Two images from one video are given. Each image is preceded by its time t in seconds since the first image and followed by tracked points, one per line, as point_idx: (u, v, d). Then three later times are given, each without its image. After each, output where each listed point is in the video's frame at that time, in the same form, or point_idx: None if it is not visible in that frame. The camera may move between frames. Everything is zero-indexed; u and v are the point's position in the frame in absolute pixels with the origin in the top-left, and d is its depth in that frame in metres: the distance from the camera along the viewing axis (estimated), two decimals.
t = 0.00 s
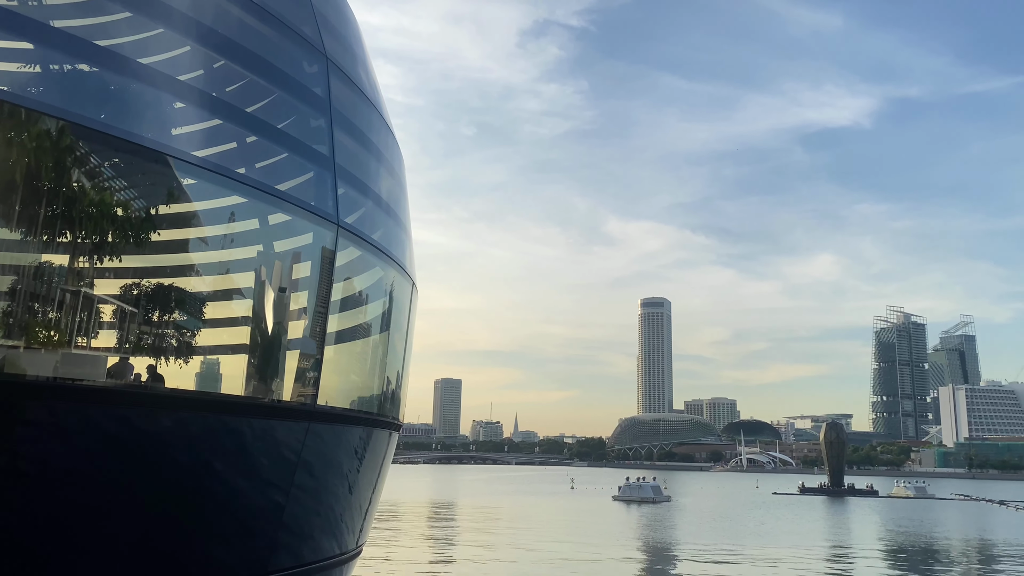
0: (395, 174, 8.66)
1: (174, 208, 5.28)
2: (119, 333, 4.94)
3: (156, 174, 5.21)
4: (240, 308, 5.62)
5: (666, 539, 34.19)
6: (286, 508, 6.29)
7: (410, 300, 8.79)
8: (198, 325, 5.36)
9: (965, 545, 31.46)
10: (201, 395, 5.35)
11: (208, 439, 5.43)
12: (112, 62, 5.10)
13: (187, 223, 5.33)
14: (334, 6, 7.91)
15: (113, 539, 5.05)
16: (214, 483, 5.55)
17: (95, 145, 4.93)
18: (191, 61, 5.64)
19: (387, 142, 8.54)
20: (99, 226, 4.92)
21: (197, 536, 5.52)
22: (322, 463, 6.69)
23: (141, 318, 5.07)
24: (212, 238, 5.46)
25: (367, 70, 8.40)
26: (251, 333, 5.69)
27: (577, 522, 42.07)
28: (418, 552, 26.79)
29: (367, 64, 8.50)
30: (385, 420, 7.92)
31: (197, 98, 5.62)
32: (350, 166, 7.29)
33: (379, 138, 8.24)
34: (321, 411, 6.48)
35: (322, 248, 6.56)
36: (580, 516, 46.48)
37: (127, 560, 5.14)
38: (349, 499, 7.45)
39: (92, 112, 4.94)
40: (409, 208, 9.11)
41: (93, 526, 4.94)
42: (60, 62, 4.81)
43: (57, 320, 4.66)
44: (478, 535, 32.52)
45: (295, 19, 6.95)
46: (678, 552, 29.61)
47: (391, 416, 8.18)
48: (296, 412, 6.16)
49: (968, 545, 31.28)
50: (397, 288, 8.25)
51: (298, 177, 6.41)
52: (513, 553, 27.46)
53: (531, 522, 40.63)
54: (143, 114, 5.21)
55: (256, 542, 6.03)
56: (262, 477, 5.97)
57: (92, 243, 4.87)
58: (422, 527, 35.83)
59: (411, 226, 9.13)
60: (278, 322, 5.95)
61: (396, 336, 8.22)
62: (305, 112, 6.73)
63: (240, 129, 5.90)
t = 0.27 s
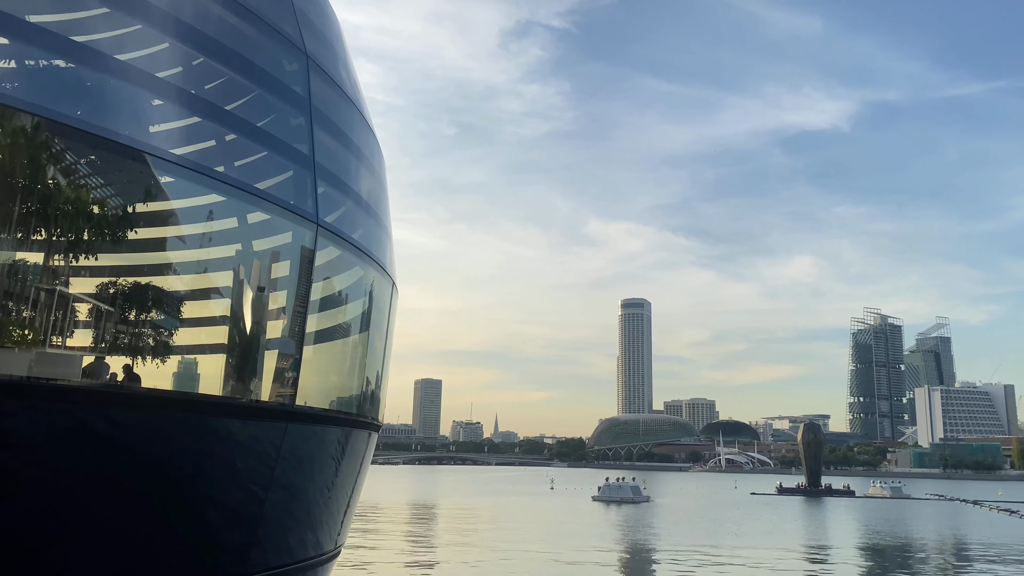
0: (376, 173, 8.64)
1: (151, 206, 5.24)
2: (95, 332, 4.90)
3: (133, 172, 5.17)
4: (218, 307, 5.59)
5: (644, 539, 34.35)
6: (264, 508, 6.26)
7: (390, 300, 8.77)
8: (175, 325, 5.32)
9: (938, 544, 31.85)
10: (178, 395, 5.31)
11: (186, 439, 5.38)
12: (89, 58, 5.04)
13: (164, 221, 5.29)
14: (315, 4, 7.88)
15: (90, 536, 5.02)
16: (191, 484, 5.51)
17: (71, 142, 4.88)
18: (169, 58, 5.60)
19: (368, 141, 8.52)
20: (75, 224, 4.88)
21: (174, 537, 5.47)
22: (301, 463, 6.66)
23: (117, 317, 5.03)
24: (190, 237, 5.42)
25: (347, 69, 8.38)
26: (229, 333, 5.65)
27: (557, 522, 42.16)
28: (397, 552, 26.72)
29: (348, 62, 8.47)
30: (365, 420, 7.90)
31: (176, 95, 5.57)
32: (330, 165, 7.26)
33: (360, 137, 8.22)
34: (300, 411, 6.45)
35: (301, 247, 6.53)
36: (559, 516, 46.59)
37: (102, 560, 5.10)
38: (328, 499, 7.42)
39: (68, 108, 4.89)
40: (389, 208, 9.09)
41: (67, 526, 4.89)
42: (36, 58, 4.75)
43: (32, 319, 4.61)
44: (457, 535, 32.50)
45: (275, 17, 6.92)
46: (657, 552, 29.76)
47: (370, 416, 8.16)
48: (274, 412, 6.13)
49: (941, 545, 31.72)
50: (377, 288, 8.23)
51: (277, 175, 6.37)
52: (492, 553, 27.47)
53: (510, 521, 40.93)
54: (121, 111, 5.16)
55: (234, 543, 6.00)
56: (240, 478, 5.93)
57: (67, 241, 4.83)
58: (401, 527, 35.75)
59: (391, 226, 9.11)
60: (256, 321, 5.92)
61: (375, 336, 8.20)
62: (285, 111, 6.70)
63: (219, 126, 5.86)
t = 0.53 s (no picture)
0: (360, 173, 8.62)
1: (132, 204, 5.19)
2: (75, 332, 4.86)
3: (114, 169, 5.12)
4: (200, 307, 5.54)
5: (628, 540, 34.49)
6: (246, 509, 6.22)
7: (374, 300, 8.75)
8: (157, 324, 5.27)
9: (918, 544, 32.17)
10: (159, 395, 5.26)
11: (166, 439, 5.34)
12: (70, 55, 4.99)
13: (146, 219, 5.24)
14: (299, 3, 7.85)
15: (70, 533, 4.99)
16: (172, 484, 5.46)
17: (51, 139, 4.83)
18: (151, 55, 5.56)
19: (352, 140, 8.50)
20: (54, 222, 4.83)
21: (155, 538, 5.43)
22: (283, 464, 6.63)
23: (98, 316, 4.99)
24: (172, 235, 5.38)
25: (332, 68, 8.35)
26: (211, 332, 5.60)
27: (540, 522, 42.25)
28: (380, 553, 26.65)
29: (332, 61, 8.45)
30: (348, 421, 7.87)
31: (158, 92, 5.53)
32: (314, 164, 7.23)
33: (344, 136, 8.20)
34: (282, 411, 6.42)
35: (284, 247, 6.51)
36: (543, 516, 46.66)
37: (80, 561, 5.07)
38: (311, 500, 7.39)
39: (48, 105, 4.83)
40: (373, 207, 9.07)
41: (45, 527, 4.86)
42: (16, 54, 4.70)
43: (11, 318, 4.55)
44: (440, 536, 32.47)
45: (259, 15, 6.88)
46: (639, 552, 29.86)
47: (353, 416, 8.13)
48: (256, 413, 6.09)
49: (920, 545, 32.05)
50: (361, 288, 8.21)
51: (260, 174, 6.34)
52: (475, 553, 27.45)
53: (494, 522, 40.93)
54: (102, 108, 5.12)
55: (215, 544, 5.95)
56: (222, 479, 5.89)
57: (46, 239, 4.78)
58: (384, 528, 35.62)
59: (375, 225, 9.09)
60: (238, 321, 5.88)
61: (359, 336, 8.18)
62: (268, 109, 6.66)
63: (201, 124, 5.82)
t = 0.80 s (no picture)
0: (342, 172, 8.60)
1: (111, 203, 5.15)
2: (52, 331, 4.78)
3: (92, 167, 5.07)
4: (179, 306, 5.53)
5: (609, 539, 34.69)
6: (226, 510, 6.19)
7: (355, 299, 8.73)
8: (136, 323, 5.23)
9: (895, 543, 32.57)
10: (139, 394, 5.23)
11: (144, 440, 5.30)
12: (47, 51, 4.92)
13: (125, 217, 5.19)
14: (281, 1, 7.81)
15: (47, 553, 4.92)
16: (151, 485, 5.42)
17: (29, 136, 4.74)
18: (130, 53, 5.51)
19: (333, 139, 8.47)
20: (32, 220, 4.75)
21: (133, 538, 5.38)
22: (263, 464, 6.61)
23: (75, 315, 4.93)
24: (152, 235, 5.36)
25: (314, 66, 8.32)
26: (191, 332, 5.60)
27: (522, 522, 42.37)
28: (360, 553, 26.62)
29: (314, 59, 8.41)
30: (329, 421, 7.86)
31: (137, 90, 5.48)
32: (295, 163, 7.21)
33: (326, 135, 8.17)
34: (262, 411, 6.41)
35: (265, 246, 6.49)
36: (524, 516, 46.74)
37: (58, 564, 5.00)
38: (292, 501, 7.36)
39: (25, 102, 4.75)
40: (355, 206, 9.04)
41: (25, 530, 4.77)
42: None
43: None
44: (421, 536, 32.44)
45: (240, 12, 6.84)
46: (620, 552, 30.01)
47: (334, 416, 8.11)
48: (235, 412, 6.07)
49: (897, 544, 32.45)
50: (342, 287, 8.19)
51: (241, 173, 6.31)
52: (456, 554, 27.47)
53: (475, 522, 40.96)
54: (79, 106, 5.06)
55: (195, 545, 5.91)
56: (201, 480, 5.85)
57: (23, 237, 4.69)
58: (365, 529, 35.52)
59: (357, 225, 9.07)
60: (218, 320, 5.88)
61: (340, 336, 8.16)
62: (249, 107, 6.63)
63: (181, 123, 5.78)
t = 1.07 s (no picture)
0: (327, 172, 8.57)
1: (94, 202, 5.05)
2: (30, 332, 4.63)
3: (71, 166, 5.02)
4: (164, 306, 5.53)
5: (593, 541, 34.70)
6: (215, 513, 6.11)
7: (340, 299, 8.71)
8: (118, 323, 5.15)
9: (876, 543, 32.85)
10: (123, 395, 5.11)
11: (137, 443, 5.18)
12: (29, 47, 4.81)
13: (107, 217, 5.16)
14: None
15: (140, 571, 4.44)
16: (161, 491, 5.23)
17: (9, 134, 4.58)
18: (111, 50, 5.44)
19: (319, 139, 8.45)
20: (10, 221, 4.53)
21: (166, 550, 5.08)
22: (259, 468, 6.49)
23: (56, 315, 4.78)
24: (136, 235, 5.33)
25: (299, 65, 8.28)
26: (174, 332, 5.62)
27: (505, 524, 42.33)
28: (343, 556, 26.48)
29: (300, 58, 8.36)
30: (313, 421, 7.83)
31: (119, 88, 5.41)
32: (279, 162, 7.18)
33: (311, 135, 8.14)
34: (249, 412, 6.38)
35: (249, 246, 6.45)
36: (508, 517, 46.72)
37: None
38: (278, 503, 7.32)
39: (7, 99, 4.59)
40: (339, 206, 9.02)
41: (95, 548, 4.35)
42: None
43: None
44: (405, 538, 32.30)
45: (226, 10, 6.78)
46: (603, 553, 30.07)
47: (319, 417, 8.09)
48: (226, 415, 5.99)
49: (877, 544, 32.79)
50: (327, 287, 8.17)
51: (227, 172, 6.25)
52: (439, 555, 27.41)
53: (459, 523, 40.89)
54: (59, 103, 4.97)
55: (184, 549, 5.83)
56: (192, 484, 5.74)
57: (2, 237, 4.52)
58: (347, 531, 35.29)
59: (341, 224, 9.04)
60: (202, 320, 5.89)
61: (325, 336, 8.14)
62: (234, 107, 6.58)
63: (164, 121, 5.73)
